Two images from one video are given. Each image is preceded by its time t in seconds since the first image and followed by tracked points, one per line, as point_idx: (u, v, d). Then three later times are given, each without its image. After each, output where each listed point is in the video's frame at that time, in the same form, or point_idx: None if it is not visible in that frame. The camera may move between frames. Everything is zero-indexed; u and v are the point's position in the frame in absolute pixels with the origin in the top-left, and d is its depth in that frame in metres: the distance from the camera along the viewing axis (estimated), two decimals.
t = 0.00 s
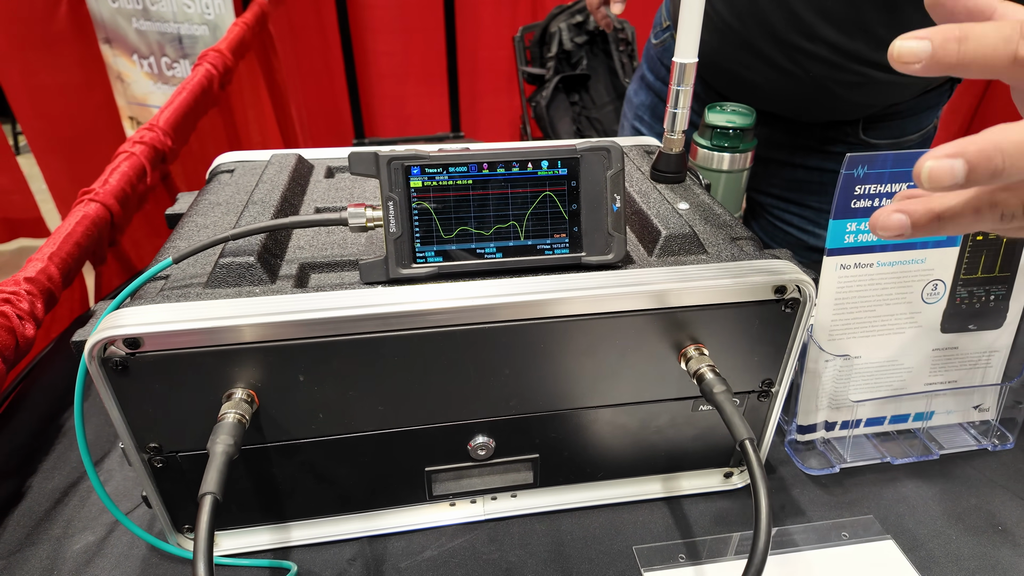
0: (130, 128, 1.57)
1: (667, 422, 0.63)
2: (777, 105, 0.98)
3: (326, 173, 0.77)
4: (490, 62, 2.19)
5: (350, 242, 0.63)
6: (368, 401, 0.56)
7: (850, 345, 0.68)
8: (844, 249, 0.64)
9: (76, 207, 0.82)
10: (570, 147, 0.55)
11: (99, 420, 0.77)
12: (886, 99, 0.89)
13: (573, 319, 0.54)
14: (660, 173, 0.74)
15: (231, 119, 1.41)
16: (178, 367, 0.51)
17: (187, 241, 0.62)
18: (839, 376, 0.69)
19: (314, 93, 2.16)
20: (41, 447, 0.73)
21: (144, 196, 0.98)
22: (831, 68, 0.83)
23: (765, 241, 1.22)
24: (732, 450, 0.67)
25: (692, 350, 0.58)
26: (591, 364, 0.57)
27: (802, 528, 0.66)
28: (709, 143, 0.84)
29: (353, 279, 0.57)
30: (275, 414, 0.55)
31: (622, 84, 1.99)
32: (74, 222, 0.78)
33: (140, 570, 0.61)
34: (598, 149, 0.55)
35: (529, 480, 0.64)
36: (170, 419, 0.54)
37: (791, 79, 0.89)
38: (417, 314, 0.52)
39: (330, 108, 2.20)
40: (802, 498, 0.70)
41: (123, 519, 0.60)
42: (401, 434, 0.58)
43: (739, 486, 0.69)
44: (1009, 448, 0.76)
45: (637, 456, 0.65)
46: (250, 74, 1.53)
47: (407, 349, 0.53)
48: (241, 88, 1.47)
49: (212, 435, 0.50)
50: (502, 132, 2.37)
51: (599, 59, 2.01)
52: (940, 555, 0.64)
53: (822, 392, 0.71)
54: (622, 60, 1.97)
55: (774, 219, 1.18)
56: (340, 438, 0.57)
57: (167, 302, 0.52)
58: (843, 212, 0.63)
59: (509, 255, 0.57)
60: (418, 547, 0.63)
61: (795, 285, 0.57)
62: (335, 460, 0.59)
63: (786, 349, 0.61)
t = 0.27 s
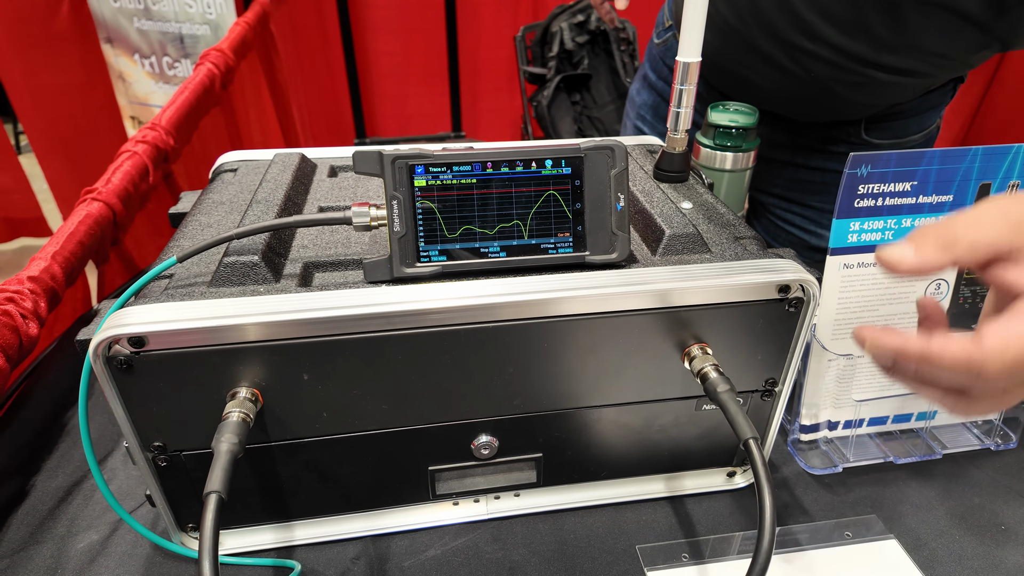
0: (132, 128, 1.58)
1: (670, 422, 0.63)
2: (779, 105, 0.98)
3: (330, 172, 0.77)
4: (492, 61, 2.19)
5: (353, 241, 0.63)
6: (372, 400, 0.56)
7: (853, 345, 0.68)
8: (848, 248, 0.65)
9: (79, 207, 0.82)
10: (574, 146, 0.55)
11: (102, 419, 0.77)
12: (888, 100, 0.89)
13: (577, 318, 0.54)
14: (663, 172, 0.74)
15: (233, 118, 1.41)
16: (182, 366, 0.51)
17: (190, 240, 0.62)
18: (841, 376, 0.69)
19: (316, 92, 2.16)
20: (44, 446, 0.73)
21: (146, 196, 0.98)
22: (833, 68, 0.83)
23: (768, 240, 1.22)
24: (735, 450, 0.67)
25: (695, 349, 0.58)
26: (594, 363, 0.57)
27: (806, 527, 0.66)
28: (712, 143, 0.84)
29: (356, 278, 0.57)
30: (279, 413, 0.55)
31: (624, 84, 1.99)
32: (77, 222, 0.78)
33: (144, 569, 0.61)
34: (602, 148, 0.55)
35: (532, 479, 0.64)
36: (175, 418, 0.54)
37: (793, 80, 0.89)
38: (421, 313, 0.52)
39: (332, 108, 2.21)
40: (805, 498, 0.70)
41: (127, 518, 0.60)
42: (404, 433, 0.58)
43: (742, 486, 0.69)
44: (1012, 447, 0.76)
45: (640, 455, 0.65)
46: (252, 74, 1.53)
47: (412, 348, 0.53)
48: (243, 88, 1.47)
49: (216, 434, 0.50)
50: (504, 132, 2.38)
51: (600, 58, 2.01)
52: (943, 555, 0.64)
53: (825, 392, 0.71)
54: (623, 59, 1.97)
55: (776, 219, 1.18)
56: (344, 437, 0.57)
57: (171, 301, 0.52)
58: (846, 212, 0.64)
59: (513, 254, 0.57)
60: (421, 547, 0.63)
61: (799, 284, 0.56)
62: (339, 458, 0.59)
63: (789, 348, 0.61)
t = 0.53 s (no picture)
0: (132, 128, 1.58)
1: (668, 422, 0.63)
2: (778, 107, 0.97)
3: (327, 172, 0.77)
4: (491, 61, 2.18)
5: (351, 241, 0.63)
6: (370, 401, 0.56)
7: (851, 343, 0.71)
8: (845, 249, 0.67)
9: (77, 207, 0.82)
10: (571, 146, 0.55)
11: (100, 420, 0.77)
12: (886, 103, 0.89)
13: (575, 318, 0.55)
14: (661, 173, 0.74)
15: (233, 119, 1.41)
16: (180, 366, 0.51)
17: (188, 240, 0.62)
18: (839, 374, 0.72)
19: (316, 92, 2.16)
20: (42, 446, 0.73)
21: (145, 196, 0.98)
22: (832, 73, 0.84)
23: (767, 241, 1.22)
24: (733, 450, 0.67)
25: (692, 350, 0.58)
26: (591, 363, 0.57)
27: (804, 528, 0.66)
28: (711, 143, 0.84)
29: (353, 278, 0.57)
30: (276, 413, 0.55)
31: (624, 84, 1.99)
32: (75, 222, 0.78)
33: (141, 569, 0.61)
34: (599, 149, 0.55)
35: (529, 480, 0.64)
36: (172, 419, 0.54)
37: (792, 83, 0.89)
38: (419, 313, 0.52)
39: (331, 108, 2.21)
40: (802, 498, 0.70)
41: (124, 518, 0.60)
42: (402, 433, 0.58)
43: (740, 486, 0.69)
44: (1011, 448, 0.76)
45: (638, 456, 0.65)
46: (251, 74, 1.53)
47: (409, 349, 0.54)
48: (243, 89, 1.47)
49: (213, 434, 0.50)
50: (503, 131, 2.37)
51: (600, 58, 2.01)
52: (941, 555, 0.64)
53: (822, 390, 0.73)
54: (623, 59, 1.96)
55: (775, 219, 1.18)
56: (342, 438, 0.57)
57: (168, 301, 0.52)
58: (844, 212, 0.65)
59: (510, 255, 0.57)
60: (418, 547, 0.63)
61: (795, 285, 0.57)
62: (336, 459, 0.59)
63: (786, 348, 0.61)
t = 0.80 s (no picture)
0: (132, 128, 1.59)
1: (664, 422, 0.63)
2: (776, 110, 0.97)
3: (324, 171, 0.77)
4: (491, 61, 2.18)
5: (346, 240, 0.63)
6: (365, 400, 0.56)
7: (849, 343, 0.72)
8: (842, 248, 0.67)
9: (75, 206, 0.82)
10: (567, 146, 0.55)
11: (97, 419, 0.77)
12: (883, 108, 0.89)
13: (571, 318, 0.54)
14: (658, 172, 0.74)
15: (232, 119, 1.41)
16: (174, 365, 0.51)
17: (183, 239, 0.62)
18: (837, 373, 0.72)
19: (315, 91, 2.15)
20: (39, 445, 0.73)
21: (143, 195, 0.98)
22: (827, 77, 0.83)
23: (765, 240, 1.22)
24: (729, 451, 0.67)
25: (689, 349, 0.58)
26: (587, 363, 0.57)
27: (801, 529, 0.65)
28: (708, 142, 0.84)
29: (348, 277, 0.57)
30: (271, 413, 0.55)
31: (623, 83, 1.99)
32: (72, 221, 0.78)
33: (137, 568, 0.61)
34: (595, 148, 0.55)
35: (525, 480, 0.64)
36: (166, 418, 0.54)
37: (787, 86, 0.89)
38: (414, 313, 0.52)
39: (331, 108, 2.21)
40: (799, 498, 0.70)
41: (119, 518, 0.60)
42: (397, 433, 0.58)
43: (736, 486, 0.69)
44: (1009, 448, 0.76)
45: (634, 456, 0.65)
46: (250, 74, 1.53)
47: (404, 348, 0.53)
48: (242, 88, 1.47)
49: (207, 434, 0.50)
50: (502, 131, 2.37)
51: (599, 58, 2.01)
52: (938, 556, 0.63)
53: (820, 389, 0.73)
54: (623, 58, 1.96)
55: (774, 218, 1.18)
56: (337, 438, 0.57)
57: (162, 301, 0.52)
58: (841, 212, 0.66)
59: (505, 254, 0.57)
60: (414, 547, 0.63)
61: (791, 285, 0.56)
62: (331, 459, 0.59)
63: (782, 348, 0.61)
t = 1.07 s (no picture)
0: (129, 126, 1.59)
1: (660, 421, 0.62)
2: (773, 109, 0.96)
3: (319, 169, 0.77)
4: (490, 60, 2.18)
5: (340, 238, 0.62)
6: (358, 400, 0.55)
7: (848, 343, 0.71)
8: (840, 246, 0.67)
9: (69, 204, 0.82)
10: (562, 142, 0.54)
11: (91, 417, 0.77)
12: (883, 108, 0.88)
13: (566, 316, 0.54)
14: (655, 170, 0.73)
15: (230, 118, 1.41)
16: (165, 364, 0.51)
17: (176, 237, 0.61)
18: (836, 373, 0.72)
19: (314, 90, 2.15)
20: (32, 444, 0.73)
21: (139, 193, 0.97)
22: (822, 75, 0.83)
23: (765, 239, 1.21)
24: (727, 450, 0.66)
25: (684, 349, 0.57)
26: (583, 362, 0.57)
27: (799, 529, 0.65)
28: (706, 140, 0.84)
29: (342, 275, 0.57)
30: (263, 412, 0.54)
31: (622, 83, 1.98)
32: (67, 219, 0.78)
33: (129, 569, 0.60)
34: (590, 145, 0.55)
35: (521, 479, 0.64)
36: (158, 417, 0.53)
37: (785, 85, 0.88)
38: (408, 311, 0.51)
39: (330, 107, 2.20)
40: (797, 497, 0.69)
41: (111, 518, 0.59)
42: (391, 432, 0.58)
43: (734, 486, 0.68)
44: (1007, 448, 0.76)
45: (630, 456, 0.64)
46: (249, 73, 1.52)
47: (398, 347, 0.53)
48: (240, 87, 1.46)
49: (198, 433, 0.50)
50: (502, 130, 2.37)
51: (599, 57, 2.01)
52: (937, 556, 0.63)
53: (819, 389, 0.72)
54: (622, 58, 1.95)
55: (773, 217, 1.18)
56: (330, 437, 0.57)
57: (154, 298, 0.52)
58: (839, 209, 0.65)
59: (500, 252, 0.56)
60: (409, 547, 0.62)
61: (789, 283, 0.56)
62: (325, 458, 0.58)
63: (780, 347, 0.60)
